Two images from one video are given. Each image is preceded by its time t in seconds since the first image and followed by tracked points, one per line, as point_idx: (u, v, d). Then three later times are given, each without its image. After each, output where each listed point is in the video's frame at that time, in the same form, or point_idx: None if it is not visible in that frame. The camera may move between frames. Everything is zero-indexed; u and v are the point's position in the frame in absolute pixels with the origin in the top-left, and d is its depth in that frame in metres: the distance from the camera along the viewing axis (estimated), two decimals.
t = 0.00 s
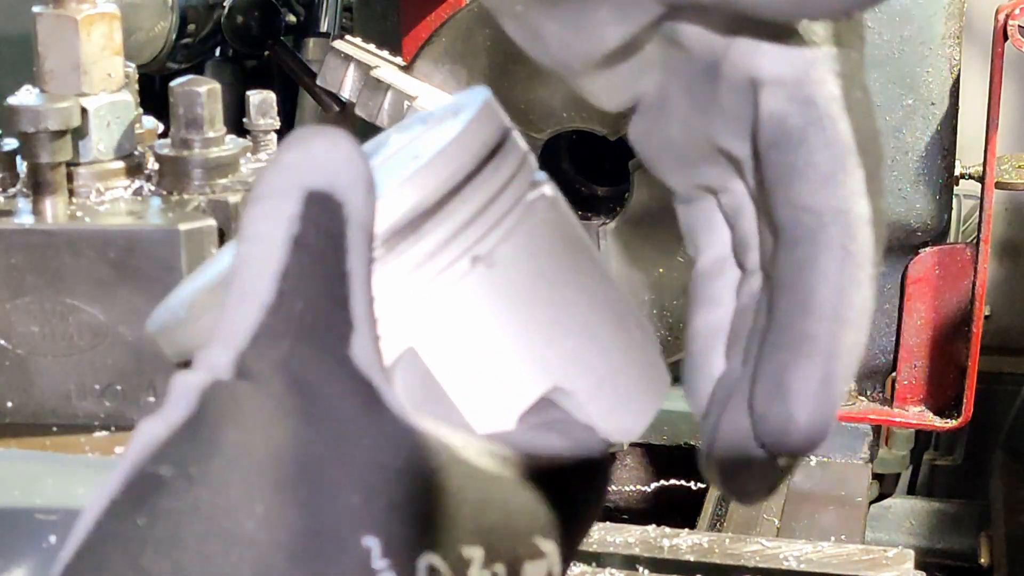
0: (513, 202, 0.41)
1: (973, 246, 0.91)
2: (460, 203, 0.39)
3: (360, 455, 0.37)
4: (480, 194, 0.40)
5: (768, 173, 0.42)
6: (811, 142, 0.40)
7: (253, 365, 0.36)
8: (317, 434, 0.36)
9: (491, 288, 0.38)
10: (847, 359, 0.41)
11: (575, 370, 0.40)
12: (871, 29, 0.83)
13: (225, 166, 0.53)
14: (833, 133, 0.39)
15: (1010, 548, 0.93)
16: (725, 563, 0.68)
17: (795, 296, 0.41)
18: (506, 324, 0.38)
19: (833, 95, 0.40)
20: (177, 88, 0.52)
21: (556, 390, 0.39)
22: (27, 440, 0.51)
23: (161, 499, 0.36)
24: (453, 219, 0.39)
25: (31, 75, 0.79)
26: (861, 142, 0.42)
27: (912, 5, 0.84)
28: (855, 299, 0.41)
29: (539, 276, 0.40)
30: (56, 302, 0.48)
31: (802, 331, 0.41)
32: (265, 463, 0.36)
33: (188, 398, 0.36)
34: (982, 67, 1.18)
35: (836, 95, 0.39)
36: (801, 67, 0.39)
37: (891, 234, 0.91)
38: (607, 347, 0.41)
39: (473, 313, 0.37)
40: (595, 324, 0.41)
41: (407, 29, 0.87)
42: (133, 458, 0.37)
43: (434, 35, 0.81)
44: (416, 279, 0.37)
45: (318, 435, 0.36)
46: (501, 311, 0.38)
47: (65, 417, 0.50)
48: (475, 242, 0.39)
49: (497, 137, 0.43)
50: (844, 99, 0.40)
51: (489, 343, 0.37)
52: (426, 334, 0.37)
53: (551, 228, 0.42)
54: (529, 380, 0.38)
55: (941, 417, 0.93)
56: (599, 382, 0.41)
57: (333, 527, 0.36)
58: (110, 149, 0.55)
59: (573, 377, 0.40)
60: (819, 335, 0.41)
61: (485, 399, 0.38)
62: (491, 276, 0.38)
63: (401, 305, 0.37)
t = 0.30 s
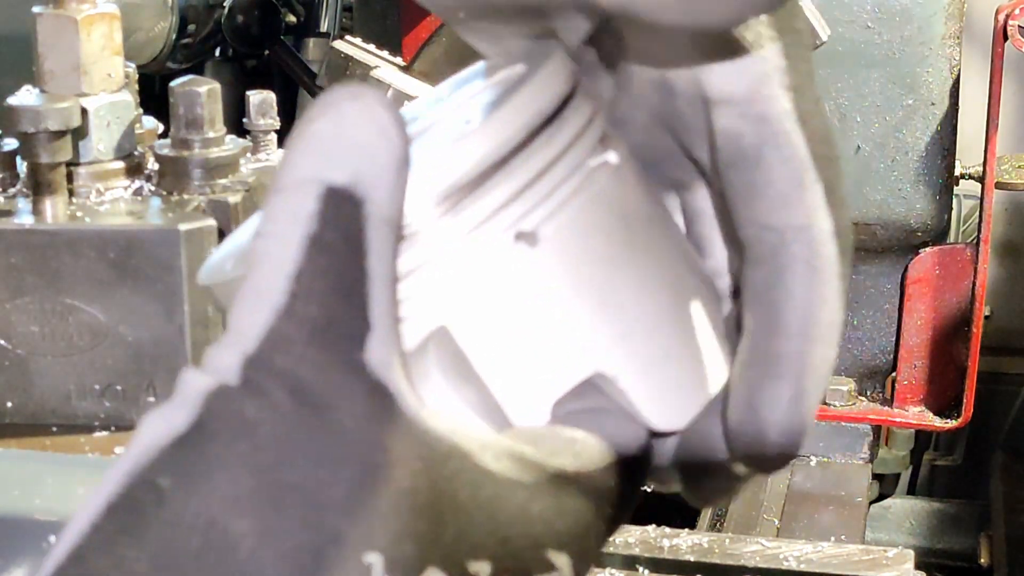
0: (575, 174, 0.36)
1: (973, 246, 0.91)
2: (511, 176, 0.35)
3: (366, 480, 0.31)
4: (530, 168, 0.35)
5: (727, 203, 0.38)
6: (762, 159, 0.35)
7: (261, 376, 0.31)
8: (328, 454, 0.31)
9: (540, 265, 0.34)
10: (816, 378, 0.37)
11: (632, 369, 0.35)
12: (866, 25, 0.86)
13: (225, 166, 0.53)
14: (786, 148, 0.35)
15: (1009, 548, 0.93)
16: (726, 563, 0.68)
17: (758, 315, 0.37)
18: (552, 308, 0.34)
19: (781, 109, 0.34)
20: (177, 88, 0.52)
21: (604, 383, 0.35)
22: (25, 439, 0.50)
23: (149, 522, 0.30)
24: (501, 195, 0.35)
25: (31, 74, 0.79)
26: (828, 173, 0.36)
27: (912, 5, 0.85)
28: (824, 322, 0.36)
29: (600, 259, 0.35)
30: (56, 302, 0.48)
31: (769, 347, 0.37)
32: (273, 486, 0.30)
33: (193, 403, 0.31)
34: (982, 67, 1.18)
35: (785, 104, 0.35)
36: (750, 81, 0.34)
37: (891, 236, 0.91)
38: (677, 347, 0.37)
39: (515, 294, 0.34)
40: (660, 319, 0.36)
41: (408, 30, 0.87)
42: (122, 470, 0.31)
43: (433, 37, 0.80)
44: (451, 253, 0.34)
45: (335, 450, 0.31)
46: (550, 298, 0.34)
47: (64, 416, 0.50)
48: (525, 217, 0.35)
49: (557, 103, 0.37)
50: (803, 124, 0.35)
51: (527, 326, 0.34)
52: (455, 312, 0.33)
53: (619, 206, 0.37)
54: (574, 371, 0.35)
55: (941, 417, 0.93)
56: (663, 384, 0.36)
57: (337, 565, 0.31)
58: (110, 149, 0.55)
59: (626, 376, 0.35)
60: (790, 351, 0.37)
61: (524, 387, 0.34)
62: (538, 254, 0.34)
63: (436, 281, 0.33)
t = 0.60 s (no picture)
0: (519, 111, 0.46)
1: (973, 246, 0.90)
2: (460, 117, 0.45)
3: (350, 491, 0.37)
4: (475, 109, 0.45)
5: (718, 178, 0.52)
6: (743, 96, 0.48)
7: (227, 395, 0.36)
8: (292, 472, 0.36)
9: (491, 195, 0.45)
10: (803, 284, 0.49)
11: (591, 294, 0.46)
12: (867, 26, 0.86)
13: (226, 166, 0.53)
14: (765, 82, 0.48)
15: (1009, 547, 0.93)
16: (726, 562, 0.68)
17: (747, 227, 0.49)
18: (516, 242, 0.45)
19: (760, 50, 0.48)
20: (178, 87, 0.52)
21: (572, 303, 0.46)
22: (27, 440, 0.52)
23: (112, 548, 0.34)
24: (455, 127, 0.45)
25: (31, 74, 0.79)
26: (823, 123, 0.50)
27: (912, 5, 0.85)
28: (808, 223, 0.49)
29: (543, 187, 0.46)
30: (56, 302, 0.48)
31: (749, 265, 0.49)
32: (243, 494, 0.35)
33: (160, 432, 0.35)
34: (983, 67, 1.18)
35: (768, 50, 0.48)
36: (731, 8, 0.47)
37: (891, 235, 0.92)
38: (612, 274, 0.46)
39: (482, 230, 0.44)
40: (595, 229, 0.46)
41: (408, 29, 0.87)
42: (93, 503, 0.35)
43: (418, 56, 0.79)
44: (428, 202, 0.44)
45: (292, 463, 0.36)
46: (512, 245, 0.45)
47: (64, 417, 0.50)
48: (478, 158, 0.45)
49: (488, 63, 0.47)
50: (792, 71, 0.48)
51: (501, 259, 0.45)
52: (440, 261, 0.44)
53: (562, 133, 0.47)
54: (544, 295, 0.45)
55: (941, 417, 0.92)
56: (610, 296, 0.46)
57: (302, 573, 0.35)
58: (110, 149, 0.55)
59: (588, 293, 0.46)
60: (773, 263, 0.49)
61: (501, 327, 0.45)
62: (493, 183, 0.45)
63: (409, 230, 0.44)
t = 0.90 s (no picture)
0: (521, 100, 0.45)
1: (973, 246, 0.90)
2: (466, 106, 0.43)
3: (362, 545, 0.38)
4: (480, 98, 0.44)
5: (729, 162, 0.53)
6: (741, 70, 0.50)
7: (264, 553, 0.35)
8: None
9: (498, 188, 0.43)
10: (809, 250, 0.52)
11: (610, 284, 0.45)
12: (867, 26, 0.86)
13: (225, 166, 0.53)
14: (768, 51, 0.50)
15: (1009, 547, 0.93)
16: (726, 562, 0.68)
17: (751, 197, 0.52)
18: (529, 235, 0.44)
19: (764, 20, 0.49)
20: (178, 87, 0.52)
21: (592, 292, 0.45)
22: (29, 440, 0.51)
23: None
24: (460, 118, 0.43)
25: (31, 75, 0.79)
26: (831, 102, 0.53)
27: (912, 6, 0.85)
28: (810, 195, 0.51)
29: (550, 177, 0.44)
30: (55, 302, 0.48)
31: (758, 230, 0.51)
32: None
33: None
34: (983, 67, 1.18)
35: (770, 26, 0.49)
36: None
37: (891, 234, 0.92)
38: (626, 264, 0.45)
39: (494, 223, 0.43)
40: (606, 216, 0.45)
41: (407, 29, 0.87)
42: None
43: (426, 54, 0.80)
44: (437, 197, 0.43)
45: None
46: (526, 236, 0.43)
47: (64, 417, 0.50)
48: (484, 150, 0.44)
49: (490, 50, 0.45)
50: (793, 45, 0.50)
51: (515, 252, 0.43)
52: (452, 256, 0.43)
53: (563, 122, 0.46)
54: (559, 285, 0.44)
55: (941, 417, 0.92)
56: (627, 283, 0.45)
57: None
58: (110, 149, 0.55)
59: (606, 282, 0.45)
60: (780, 233, 0.51)
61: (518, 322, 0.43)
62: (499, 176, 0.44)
63: (418, 224, 0.42)
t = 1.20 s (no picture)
0: (519, 92, 0.45)
1: (973, 246, 0.90)
2: (465, 101, 0.44)
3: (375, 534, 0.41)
4: (476, 94, 0.44)
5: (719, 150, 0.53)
6: (732, 63, 0.50)
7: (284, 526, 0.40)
8: None
9: (496, 182, 0.44)
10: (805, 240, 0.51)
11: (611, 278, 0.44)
12: (867, 26, 0.86)
13: (225, 166, 0.53)
14: (759, 41, 0.49)
15: (1008, 547, 0.93)
16: (726, 563, 0.68)
17: (746, 186, 0.51)
18: (527, 230, 0.43)
19: (755, 14, 0.49)
20: (178, 87, 0.52)
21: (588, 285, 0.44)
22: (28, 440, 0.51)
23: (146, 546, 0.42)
24: (459, 113, 0.44)
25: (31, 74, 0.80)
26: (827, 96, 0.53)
27: (912, 5, 0.85)
28: (807, 184, 0.50)
29: (548, 171, 0.44)
30: (56, 302, 0.48)
31: (752, 222, 0.50)
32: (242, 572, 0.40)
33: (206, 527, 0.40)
34: (983, 67, 1.18)
35: (759, 20, 0.49)
36: None
37: (891, 234, 0.92)
38: (630, 260, 0.44)
39: (493, 217, 0.43)
40: (606, 209, 0.44)
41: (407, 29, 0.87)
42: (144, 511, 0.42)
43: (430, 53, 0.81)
44: (438, 191, 0.43)
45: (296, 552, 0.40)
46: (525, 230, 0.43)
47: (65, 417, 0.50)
48: (482, 143, 0.44)
49: (486, 44, 0.45)
50: (785, 39, 0.50)
51: (513, 247, 0.43)
52: (452, 250, 0.43)
53: (563, 114, 0.45)
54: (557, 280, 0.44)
55: (941, 417, 0.92)
56: (627, 277, 0.44)
57: None
58: (110, 149, 0.55)
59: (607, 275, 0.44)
60: (778, 221, 0.50)
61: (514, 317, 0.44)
62: (494, 172, 0.44)
63: (419, 218, 0.43)
